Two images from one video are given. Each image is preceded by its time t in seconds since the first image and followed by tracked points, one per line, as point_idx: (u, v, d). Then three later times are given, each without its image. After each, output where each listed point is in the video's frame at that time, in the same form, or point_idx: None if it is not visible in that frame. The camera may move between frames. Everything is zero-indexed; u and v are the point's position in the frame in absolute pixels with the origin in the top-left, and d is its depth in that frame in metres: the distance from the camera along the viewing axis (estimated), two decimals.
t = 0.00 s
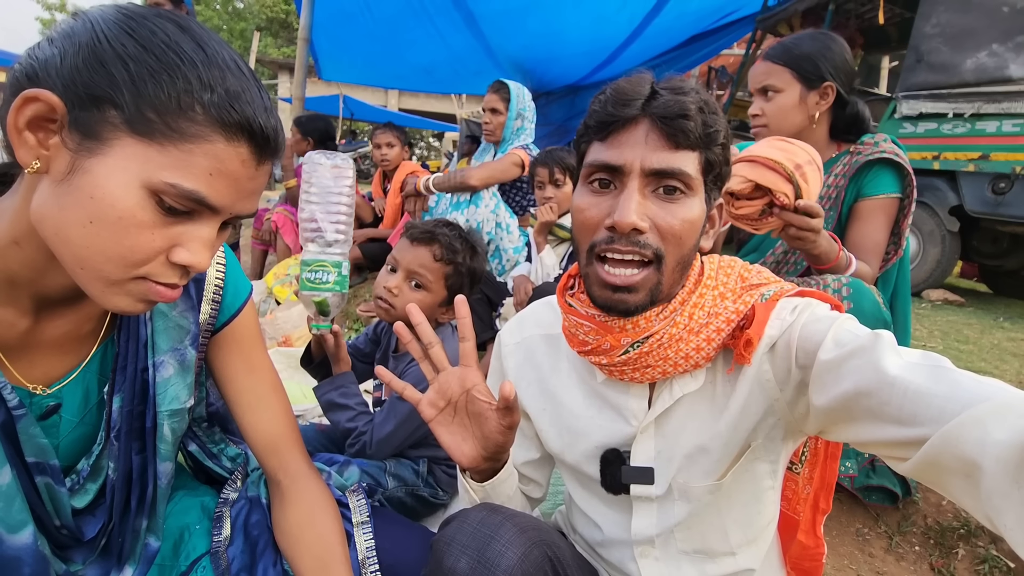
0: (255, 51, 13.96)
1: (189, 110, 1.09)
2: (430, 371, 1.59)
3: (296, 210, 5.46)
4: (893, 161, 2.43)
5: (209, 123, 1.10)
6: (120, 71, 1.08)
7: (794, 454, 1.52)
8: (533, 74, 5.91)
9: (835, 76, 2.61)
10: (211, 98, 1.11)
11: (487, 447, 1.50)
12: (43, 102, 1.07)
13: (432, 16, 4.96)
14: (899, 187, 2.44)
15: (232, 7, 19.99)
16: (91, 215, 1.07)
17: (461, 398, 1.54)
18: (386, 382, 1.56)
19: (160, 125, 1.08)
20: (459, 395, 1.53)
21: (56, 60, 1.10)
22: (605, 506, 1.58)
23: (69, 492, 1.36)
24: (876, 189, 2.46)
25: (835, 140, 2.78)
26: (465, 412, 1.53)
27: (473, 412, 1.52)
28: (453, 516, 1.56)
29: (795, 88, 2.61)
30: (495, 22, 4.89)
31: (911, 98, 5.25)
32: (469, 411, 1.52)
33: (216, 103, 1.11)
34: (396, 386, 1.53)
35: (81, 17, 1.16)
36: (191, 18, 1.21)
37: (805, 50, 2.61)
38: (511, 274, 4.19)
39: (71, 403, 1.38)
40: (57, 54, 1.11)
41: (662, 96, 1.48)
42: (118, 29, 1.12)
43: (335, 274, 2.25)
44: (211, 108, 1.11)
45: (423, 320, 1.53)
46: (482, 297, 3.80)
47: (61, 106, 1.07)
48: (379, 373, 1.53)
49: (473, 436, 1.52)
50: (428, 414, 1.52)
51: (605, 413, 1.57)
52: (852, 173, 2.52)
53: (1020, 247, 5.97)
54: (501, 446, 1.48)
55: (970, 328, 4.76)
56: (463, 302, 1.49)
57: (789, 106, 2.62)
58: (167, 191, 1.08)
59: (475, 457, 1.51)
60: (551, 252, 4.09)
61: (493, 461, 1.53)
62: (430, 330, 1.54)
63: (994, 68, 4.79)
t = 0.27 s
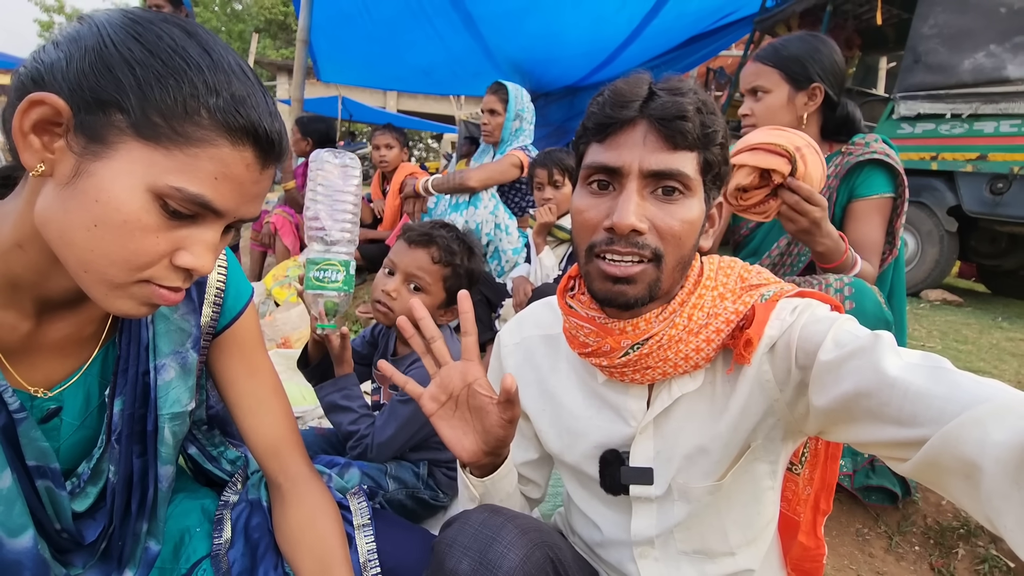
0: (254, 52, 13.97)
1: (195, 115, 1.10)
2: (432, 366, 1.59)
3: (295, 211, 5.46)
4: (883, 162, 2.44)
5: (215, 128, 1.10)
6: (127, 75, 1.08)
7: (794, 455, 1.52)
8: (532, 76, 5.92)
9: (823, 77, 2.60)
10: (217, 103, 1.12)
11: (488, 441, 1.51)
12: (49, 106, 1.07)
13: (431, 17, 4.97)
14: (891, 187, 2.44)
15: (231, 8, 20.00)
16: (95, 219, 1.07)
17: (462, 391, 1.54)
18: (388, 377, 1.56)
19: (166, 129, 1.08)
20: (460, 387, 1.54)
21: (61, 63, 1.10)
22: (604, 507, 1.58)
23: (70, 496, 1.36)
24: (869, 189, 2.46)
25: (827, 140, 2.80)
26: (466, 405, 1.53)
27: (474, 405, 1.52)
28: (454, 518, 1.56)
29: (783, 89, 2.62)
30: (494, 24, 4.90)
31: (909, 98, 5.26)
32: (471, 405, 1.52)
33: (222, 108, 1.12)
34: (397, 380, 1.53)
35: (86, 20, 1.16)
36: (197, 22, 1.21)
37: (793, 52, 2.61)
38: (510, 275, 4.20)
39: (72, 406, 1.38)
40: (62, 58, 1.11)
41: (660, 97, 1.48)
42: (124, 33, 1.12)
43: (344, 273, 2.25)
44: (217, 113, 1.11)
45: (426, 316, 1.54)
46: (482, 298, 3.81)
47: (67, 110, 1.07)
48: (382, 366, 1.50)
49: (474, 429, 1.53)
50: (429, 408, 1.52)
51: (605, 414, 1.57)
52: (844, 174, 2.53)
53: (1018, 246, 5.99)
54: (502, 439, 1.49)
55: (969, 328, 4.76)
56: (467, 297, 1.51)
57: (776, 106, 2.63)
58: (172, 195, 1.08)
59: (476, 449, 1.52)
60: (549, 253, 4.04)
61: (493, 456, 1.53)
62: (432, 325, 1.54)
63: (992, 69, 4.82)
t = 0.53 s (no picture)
0: (253, 53, 13.97)
1: (198, 113, 1.10)
2: (432, 364, 1.59)
3: (295, 211, 5.46)
4: (880, 160, 2.45)
5: (218, 125, 1.11)
6: (130, 72, 1.08)
7: (794, 453, 1.52)
8: (531, 76, 5.92)
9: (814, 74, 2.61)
10: (221, 101, 1.12)
11: (488, 440, 1.50)
12: (51, 102, 1.07)
13: (430, 17, 4.97)
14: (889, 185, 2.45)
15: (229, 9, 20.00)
16: (98, 216, 1.07)
17: (463, 389, 1.54)
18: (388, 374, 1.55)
19: (169, 126, 1.08)
20: (461, 386, 1.54)
21: (64, 60, 1.10)
22: (603, 503, 1.58)
23: (71, 494, 1.36)
24: (867, 187, 2.47)
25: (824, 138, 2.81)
26: (467, 403, 1.53)
27: (474, 403, 1.52)
28: (455, 515, 1.56)
29: (776, 87, 2.63)
30: (493, 24, 4.90)
31: (907, 98, 5.28)
32: (471, 403, 1.52)
33: (225, 105, 1.12)
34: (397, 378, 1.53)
35: (89, 16, 1.16)
36: (200, 19, 1.21)
37: (785, 51, 2.62)
38: (510, 275, 4.20)
39: (73, 404, 1.38)
40: (65, 54, 1.11)
41: (660, 93, 1.49)
42: (127, 29, 1.12)
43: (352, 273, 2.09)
44: (220, 110, 1.11)
45: (427, 313, 1.53)
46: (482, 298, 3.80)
47: (69, 107, 1.07)
48: (382, 365, 1.49)
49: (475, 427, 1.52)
50: (430, 406, 1.51)
51: (605, 410, 1.57)
52: (840, 173, 2.53)
53: (1016, 246, 6.00)
54: (502, 438, 1.48)
55: (968, 328, 4.77)
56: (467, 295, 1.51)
57: (768, 104, 2.64)
58: (175, 193, 1.08)
59: (476, 449, 1.51)
60: (549, 253, 4.07)
61: (494, 455, 1.53)
62: (433, 323, 1.53)
63: (990, 69, 4.82)
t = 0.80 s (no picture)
0: (251, 50, 13.93)
1: (192, 121, 1.09)
2: (436, 362, 1.57)
3: (294, 210, 5.45)
4: (881, 154, 2.46)
5: (212, 134, 1.10)
6: (122, 81, 1.08)
7: (794, 456, 1.52)
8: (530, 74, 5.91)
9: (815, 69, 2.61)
10: (215, 109, 1.11)
11: (489, 438, 1.49)
12: (43, 112, 1.06)
13: (429, 15, 4.96)
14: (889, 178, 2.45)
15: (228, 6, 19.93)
16: (91, 225, 1.06)
17: (466, 388, 1.53)
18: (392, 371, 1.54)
19: (163, 135, 1.07)
20: (464, 385, 1.52)
21: (56, 68, 1.09)
22: (604, 507, 1.58)
23: (69, 500, 1.36)
24: (867, 178, 2.46)
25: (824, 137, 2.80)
26: (469, 402, 1.52)
27: (476, 402, 1.50)
28: (452, 522, 1.56)
29: (777, 79, 2.61)
30: (493, 22, 4.89)
31: (908, 96, 5.27)
32: (474, 402, 1.51)
33: (219, 113, 1.11)
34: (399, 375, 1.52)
35: (81, 23, 1.15)
36: (193, 25, 1.20)
37: (787, 45, 2.61)
38: (510, 275, 4.20)
39: (71, 410, 1.38)
40: (57, 62, 1.10)
41: (660, 95, 1.48)
42: (120, 37, 1.11)
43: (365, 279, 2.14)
44: (214, 118, 1.11)
45: (433, 311, 1.51)
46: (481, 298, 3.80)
47: (61, 116, 1.07)
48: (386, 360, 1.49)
49: (477, 427, 1.51)
50: (431, 404, 1.50)
51: (605, 413, 1.57)
52: (840, 166, 2.52)
53: (1016, 245, 6.01)
54: (500, 442, 1.48)
55: (968, 327, 4.77)
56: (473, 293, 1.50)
57: (768, 96, 2.62)
58: (169, 202, 1.08)
59: (478, 448, 1.50)
60: (548, 253, 3.99)
61: (494, 454, 1.52)
62: (439, 320, 1.51)
63: (990, 67, 4.80)
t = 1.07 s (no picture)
0: (250, 49, 13.91)
1: (183, 122, 1.09)
2: (417, 369, 1.58)
3: (293, 209, 5.45)
4: (886, 141, 2.44)
5: (203, 135, 1.10)
6: (111, 82, 1.07)
7: (794, 456, 1.52)
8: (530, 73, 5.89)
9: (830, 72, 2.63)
10: (205, 110, 1.11)
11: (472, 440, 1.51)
12: (32, 114, 1.06)
13: (428, 13, 4.95)
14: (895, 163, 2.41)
15: (227, 4, 19.89)
16: (83, 229, 1.06)
17: (446, 393, 1.54)
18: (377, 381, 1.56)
19: (154, 137, 1.07)
20: (444, 390, 1.53)
21: (47, 70, 1.10)
22: (604, 508, 1.58)
23: (67, 503, 1.36)
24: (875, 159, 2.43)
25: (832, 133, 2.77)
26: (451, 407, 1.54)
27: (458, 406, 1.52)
28: (451, 523, 1.56)
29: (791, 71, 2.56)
30: (492, 20, 4.88)
31: (907, 94, 5.25)
32: (454, 406, 1.52)
33: (211, 114, 1.11)
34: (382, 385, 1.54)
35: (72, 24, 1.15)
36: (185, 26, 1.20)
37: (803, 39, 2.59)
38: (509, 274, 4.20)
39: (68, 413, 1.38)
40: (48, 64, 1.10)
41: (652, 99, 1.48)
42: (111, 38, 1.11)
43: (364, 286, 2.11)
44: (206, 120, 1.10)
45: (409, 320, 1.53)
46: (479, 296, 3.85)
47: (51, 118, 1.07)
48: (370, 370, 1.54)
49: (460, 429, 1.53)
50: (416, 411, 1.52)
51: (604, 415, 1.57)
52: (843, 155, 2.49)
53: (1016, 243, 6.02)
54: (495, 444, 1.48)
55: (968, 325, 4.77)
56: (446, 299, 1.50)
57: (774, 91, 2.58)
58: (161, 205, 1.08)
59: (462, 450, 1.52)
60: (546, 251, 3.97)
61: (486, 459, 1.53)
62: (416, 328, 1.54)
63: (990, 64, 4.80)
